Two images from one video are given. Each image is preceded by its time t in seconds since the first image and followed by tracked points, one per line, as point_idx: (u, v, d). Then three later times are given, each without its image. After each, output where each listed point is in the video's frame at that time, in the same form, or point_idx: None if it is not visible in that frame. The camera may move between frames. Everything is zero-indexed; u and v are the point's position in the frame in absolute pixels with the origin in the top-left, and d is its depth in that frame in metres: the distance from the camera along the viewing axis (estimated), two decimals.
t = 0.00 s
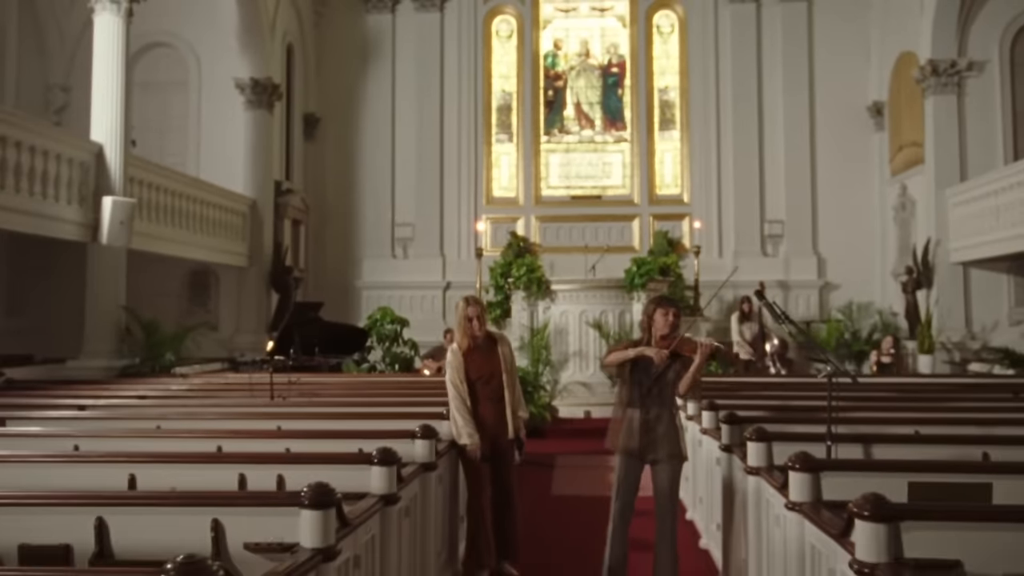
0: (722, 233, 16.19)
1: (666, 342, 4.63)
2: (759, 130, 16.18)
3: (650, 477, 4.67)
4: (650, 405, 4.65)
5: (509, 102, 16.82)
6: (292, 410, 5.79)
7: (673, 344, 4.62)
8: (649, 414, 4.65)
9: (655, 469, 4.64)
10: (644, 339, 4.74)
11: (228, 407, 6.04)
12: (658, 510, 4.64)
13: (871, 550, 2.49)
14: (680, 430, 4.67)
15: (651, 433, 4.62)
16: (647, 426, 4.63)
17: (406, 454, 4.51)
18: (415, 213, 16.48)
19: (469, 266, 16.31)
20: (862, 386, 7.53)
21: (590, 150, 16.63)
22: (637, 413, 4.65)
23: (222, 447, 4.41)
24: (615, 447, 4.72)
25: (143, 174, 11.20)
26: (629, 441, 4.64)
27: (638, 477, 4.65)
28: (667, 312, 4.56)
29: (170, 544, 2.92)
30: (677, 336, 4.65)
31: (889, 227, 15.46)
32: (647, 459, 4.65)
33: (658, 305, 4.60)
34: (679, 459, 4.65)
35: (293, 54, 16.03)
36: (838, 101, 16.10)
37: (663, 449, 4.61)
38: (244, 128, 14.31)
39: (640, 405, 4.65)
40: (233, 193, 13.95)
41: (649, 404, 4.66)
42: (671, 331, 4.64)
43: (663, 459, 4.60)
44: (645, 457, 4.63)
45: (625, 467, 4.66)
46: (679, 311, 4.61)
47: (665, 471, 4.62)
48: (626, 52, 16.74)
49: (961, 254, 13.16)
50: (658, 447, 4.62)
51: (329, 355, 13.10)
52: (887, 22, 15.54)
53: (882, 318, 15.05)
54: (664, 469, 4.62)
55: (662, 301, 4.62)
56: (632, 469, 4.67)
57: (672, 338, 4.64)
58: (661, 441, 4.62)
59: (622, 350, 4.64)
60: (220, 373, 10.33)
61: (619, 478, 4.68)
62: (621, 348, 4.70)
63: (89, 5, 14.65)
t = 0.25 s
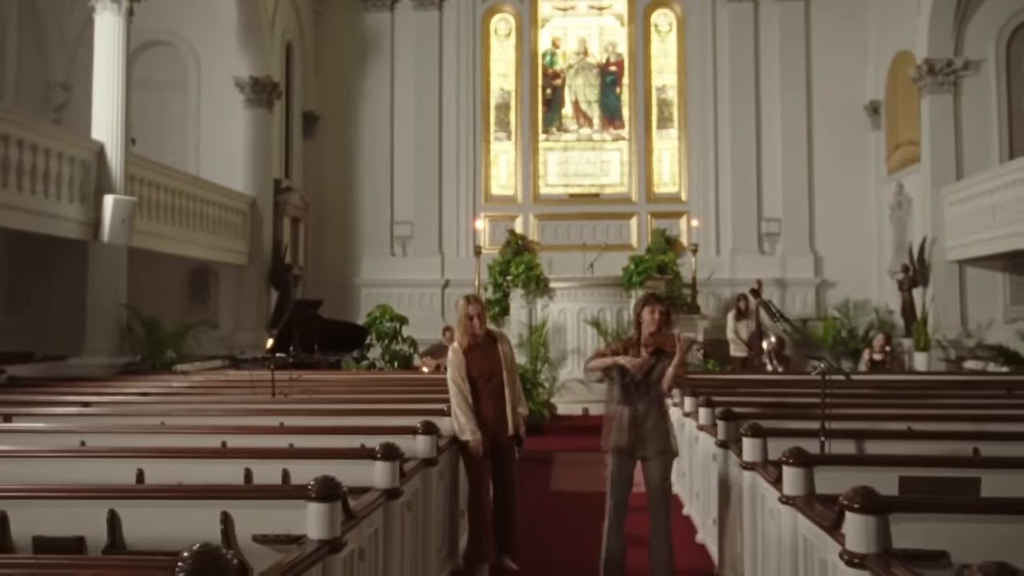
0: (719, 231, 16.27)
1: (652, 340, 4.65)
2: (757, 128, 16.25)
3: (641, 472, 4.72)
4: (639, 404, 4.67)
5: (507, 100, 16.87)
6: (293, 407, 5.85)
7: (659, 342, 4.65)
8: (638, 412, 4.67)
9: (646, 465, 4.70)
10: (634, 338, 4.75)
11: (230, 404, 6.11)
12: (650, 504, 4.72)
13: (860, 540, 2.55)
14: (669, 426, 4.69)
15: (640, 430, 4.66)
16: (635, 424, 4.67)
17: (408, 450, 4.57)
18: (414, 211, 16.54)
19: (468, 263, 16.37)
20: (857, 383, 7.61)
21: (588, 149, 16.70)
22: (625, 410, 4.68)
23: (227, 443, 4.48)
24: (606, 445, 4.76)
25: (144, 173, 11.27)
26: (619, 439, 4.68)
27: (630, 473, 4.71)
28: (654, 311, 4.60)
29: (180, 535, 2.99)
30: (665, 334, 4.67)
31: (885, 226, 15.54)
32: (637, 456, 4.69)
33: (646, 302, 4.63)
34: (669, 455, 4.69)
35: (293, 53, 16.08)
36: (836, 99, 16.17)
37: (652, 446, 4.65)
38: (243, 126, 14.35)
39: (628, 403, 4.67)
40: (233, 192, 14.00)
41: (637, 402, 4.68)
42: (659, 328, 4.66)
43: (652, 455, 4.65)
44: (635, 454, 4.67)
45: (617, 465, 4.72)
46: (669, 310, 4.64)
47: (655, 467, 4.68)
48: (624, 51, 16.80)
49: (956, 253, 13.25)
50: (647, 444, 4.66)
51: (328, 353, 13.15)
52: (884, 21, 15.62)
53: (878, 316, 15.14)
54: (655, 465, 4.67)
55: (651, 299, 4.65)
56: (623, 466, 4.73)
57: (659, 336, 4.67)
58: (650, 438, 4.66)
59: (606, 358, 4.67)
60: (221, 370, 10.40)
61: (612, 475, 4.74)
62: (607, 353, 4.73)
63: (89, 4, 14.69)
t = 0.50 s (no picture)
0: (717, 230, 16.34)
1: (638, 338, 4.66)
2: (755, 128, 16.32)
3: (632, 470, 4.73)
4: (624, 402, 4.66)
5: (506, 99, 16.93)
6: (296, 403, 5.90)
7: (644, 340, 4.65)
8: (624, 410, 4.67)
9: (635, 462, 4.70)
10: (621, 338, 4.77)
11: (234, 401, 6.16)
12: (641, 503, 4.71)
13: (853, 532, 2.55)
14: (655, 423, 4.69)
15: (627, 428, 4.66)
16: (622, 423, 4.68)
17: (411, 446, 4.61)
18: (413, 210, 16.60)
19: (467, 262, 16.43)
20: (853, 381, 7.68)
21: (587, 147, 16.77)
22: (612, 409, 4.68)
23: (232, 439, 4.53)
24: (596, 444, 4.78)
25: (144, 171, 11.31)
26: (607, 438, 4.69)
27: (621, 472, 4.71)
28: (639, 307, 4.65)
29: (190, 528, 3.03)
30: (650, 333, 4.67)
31: (882, 225, 15.62)
32: (626, 453, 4.71)
33: (630, 300, 4.67)
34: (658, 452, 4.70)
35: (292, 51, 16.12)
36: (833, 99, 16.24)
37: (639, 443, 4.67)
38: (243, 124, 14.40)
39: (614, 402, 4.66)
40: (232, 190, 14.05)
41: (622, 400, 4.67)
42: (645, 326, 4.68)
43: (641, 452, 4.66)
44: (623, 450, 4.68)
45: (607, 465, 4.73)
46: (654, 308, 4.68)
47: (645, 464, 4.68)
48: (623, 50, 16.87)
49: (952, 251, 13.34)
50: (634, 442, 4.67)
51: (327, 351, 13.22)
52: (881, 20, 15.70)
53: (875, 314, 15.23)
54: (644, 463, 4.68)
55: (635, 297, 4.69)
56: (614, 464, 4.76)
57: (645, 334, 4.67)
58: (636, 436, 4.67)
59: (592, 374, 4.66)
60: (222, 368, 10.45)
61: (603, 474, 4.75)
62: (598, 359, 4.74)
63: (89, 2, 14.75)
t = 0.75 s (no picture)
0: (715, 228, 16.41)
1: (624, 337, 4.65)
2: (753, 126, 16.40)
3: (623, 466, 4.71)
4: (611, 399, 4.68)
5: (505, 98, 17.00)
6: (299, 400, 5.97)
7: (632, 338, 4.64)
8: (611, 407, 4.68)
9: (625, 458, 4.69)
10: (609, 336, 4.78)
11: (237, 397, 6.23)
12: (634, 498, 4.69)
13: (845, 522, 2.64)
14: (643, 418, 4.68)
15: (614, 424, 4.67)
16: (609, 419, 4.68)
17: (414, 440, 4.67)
18: (412, 208, 16.66)
19: (466, 260, 16.50)
20: (849, 378, 7.76)
21: (586, 146, 16.85)
22: (599, 406, 4.69)
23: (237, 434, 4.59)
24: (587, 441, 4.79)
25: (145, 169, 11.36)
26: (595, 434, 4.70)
27: (611, 468, 4.70)
28: (624, 306, 4.67)
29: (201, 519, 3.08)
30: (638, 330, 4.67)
31: (879, 223, 15.71)
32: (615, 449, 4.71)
33: (617, 299, 4.68)
34: (648, 447, 4.69)
35: (292, 50, 16.18)
36: (831, 98, 16.32)
37: (625, 438, 4.66)
38: (243, 123, 14.45)
39: (601, 398, 4.68)
40: (232, 188, 14.10)
41: (611, 397, 4.68)
42: (633, 324, 4.69)
43: (629, 447, 4.66)
44: (610, 447, 4.69)
45: (598, 461, 4.72)
46: (640, 307, 4.69)
47: (636, 459, 4.67)
48: (621, 48, 16.93)
49: (949, 250, 13.43)
50: (621, 437, 4.66)
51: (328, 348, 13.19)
52: (878, 19, 15.77)
53: (872, 312, 15.32)
54: (634, 458, 4.67)
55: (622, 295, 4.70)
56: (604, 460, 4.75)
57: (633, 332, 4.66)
58: (623, 431, 4.67)
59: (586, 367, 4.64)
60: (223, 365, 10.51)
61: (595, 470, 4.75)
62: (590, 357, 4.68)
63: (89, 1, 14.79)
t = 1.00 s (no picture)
0: (712, 227, 16.50)
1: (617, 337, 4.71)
2: (749, 127, 16.49)
3: (616, 462, 4.78)
4: (604, 395, 4.74)
5: (503, 98, 17.07)
6: (301, 398, 6.04)
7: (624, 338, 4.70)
8: (603, 403, 4.75)
9: (617, 454, 4.76)
10: (601, 333, 4.81)
11: (240, 396, 6.30)
12: (628, 495, 4.75)
13: (837, 515, 2.71)
14: (635, 414, 4.75)
15: (604, 421, 4.74)
16: (600, 416, 4.75)
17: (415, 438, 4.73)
18: (411, 208, 16.73)
19: (464, 259, 16.58)
20: (845, 377, 7.85)
21: (583, 146, 16.93)
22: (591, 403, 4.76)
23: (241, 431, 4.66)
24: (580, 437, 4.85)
25: (146, 170, 11.44)
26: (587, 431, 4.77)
27: (604, 464, 4.77)
28: (618, 306, 4.67)
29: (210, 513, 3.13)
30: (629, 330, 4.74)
31: (875, 223, 15.80)
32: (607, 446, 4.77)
33: (611, 298, 4.69)
34: (639, 444, 4.76)
35: (291, 51, 16.26)
36: (828, 98, 16.41)
37: (616, 434, 4.73)
38: (243, 123, 14.52)
39: (593, 395, 4.75)
40: (232, 188, 14.15)
41: (602, 394, 4.75)
42: (625, 324, 4.73)
43: (620, 444, 4.72)
44: (601, 443, 4.75)
45: (592, 458, 4.79)
46: (632, 306, 4.71)
47: (629, 456, 4.75)
48: (619, 49, 17.01)
49: (944, 249, 13.53)
50: (612, 434, 4.73)
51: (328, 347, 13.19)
52: (874, 19, 15.87)
53: (868, 311, 15.42)
54: (627, 455, 4.74)
55: (615, 294, 4.72)
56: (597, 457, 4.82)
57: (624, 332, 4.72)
58: (614, 427, 4.74)
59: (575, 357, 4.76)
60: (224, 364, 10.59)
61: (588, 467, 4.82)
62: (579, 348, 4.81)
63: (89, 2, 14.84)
